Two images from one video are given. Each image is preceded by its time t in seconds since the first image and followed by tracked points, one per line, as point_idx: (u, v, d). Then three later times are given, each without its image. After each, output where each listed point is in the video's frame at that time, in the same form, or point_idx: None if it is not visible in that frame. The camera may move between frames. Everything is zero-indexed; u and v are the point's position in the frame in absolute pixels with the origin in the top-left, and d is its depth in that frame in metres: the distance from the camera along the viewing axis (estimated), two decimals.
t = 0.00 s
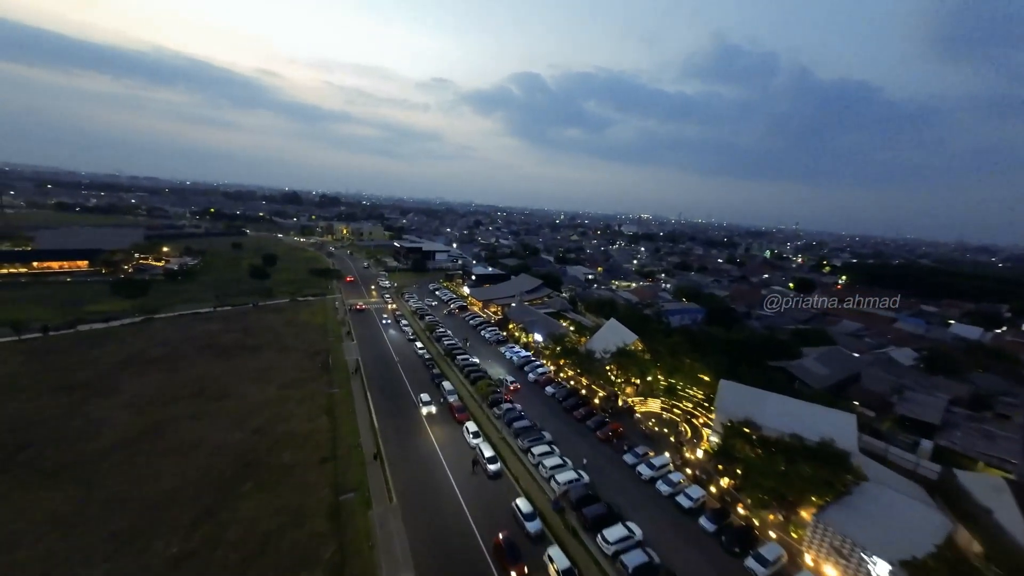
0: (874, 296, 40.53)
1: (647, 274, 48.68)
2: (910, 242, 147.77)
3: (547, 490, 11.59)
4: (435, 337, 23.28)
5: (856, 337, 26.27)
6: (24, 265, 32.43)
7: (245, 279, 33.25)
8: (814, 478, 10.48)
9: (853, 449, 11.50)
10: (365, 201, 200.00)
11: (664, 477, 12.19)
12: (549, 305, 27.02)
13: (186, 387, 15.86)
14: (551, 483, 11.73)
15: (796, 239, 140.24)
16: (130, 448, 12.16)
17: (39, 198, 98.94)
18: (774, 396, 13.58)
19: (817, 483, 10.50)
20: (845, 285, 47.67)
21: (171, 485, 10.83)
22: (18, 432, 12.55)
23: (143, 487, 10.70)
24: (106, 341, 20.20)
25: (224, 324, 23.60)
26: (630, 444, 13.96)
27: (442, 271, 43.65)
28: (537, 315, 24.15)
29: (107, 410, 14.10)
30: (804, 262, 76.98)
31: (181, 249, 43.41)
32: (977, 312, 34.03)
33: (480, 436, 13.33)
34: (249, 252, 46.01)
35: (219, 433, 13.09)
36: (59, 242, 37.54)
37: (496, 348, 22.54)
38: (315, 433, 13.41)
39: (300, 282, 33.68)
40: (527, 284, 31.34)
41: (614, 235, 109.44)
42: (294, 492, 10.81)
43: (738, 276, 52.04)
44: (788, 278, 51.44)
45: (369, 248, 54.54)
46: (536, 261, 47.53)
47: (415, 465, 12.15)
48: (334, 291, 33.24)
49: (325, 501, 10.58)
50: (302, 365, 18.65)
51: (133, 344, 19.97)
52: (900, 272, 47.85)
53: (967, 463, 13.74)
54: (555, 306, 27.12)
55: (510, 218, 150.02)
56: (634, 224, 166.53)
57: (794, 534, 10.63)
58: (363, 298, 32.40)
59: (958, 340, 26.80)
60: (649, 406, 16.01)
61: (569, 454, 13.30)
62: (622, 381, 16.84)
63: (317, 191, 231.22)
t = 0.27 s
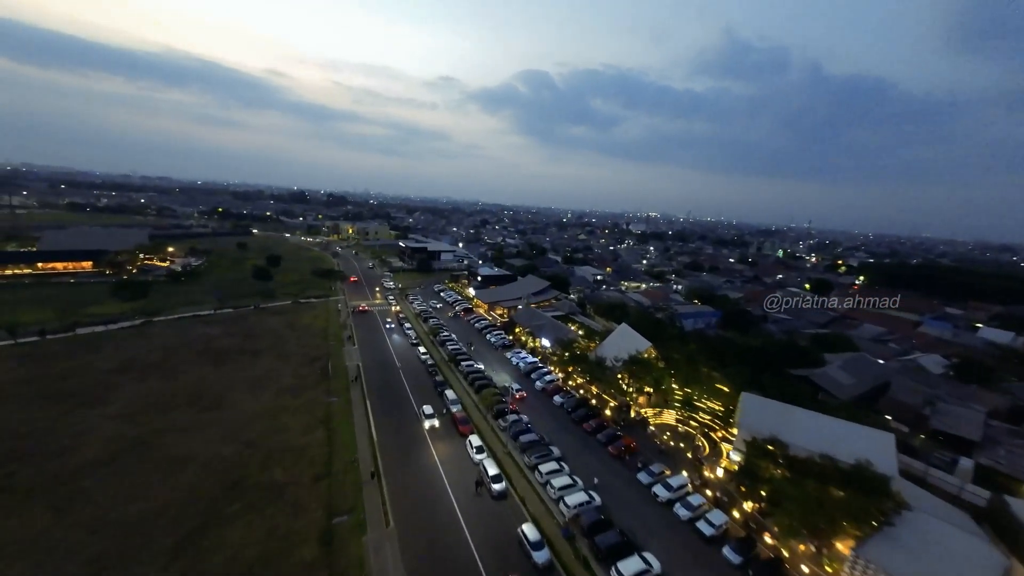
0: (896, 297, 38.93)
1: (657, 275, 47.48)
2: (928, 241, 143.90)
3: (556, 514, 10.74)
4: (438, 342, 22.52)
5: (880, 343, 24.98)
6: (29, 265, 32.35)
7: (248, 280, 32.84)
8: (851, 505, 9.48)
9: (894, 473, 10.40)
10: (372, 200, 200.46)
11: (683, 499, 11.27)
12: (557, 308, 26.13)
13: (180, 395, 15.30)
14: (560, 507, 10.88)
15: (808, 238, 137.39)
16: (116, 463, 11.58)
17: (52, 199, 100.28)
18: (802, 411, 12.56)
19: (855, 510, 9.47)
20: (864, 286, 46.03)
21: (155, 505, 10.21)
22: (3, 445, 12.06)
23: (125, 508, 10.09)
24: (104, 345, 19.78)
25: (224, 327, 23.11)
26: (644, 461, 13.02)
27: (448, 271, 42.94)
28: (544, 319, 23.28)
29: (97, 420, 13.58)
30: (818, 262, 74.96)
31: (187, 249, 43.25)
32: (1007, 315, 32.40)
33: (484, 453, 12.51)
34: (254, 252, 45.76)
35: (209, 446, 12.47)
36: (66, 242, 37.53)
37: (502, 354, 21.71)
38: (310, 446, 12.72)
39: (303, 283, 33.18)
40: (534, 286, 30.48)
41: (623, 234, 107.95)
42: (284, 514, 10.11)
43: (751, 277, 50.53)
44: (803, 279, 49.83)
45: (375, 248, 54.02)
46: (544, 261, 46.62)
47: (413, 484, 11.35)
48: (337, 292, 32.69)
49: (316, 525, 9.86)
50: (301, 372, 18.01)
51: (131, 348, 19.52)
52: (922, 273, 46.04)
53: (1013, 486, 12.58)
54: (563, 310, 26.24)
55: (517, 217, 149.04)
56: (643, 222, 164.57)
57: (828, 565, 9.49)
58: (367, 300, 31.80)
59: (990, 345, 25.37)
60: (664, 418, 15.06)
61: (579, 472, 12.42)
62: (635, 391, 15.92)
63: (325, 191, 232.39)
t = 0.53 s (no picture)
0: (918, 299, 37.40)
1: (667, 275, 46.32)
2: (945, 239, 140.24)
3: (565, 542, 9.86)
4: (442, 346, 21.75)
5: (905, 348, 23.71)
6: (33, 266, 32.23)
7: (251, 281, 32.41)
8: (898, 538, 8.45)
9: (941, 504, 9.36)
10: (379, 199, 200.88)
11: (704, 526, 10.39)
12: (565, 311, 25.24)
13: (172, 404, 14.72)
14: (570, 534, 10.00)
15: (821, 237, 134.64)
16: (99, 480, 10.96)
17: (64, 199, 101.43)
18: (834, 428, 11.59)
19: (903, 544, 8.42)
20: (883, 288, 44.43)
21: (135, 528, 9.56)
22: None
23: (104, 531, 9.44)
24: (100, 348, 19.32)
25: (223, 330, 22.59)
26: (661, 482, 12.05)
27: (453, 272, 42.23)
28: (552, 323, 22.41)
29: (85, 430, 13.00)
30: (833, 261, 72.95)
31: (192, 249, 43.04)
32: None
33: (489, 471, 11.69)
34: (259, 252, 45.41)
35: (198, 461, 11.82)
36: (71, 242, 37.45)
37: (508, 359, 20.88)
38: (304, 462, 12.01)
39: (306, 284, 32.67)
40: (541, 288, 29.61)
41: (631, 232, 106.56)
42: (271, 540, 9.38)
43: (765, 277, 49.07)
44: (819, 280, 48.24)
45: (380, 248, 53.44)
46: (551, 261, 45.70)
47: (413, 507, 10.56)
48: (341, 294, 32.10)
49: (306, 552, 9.11)
50: (299, 378, 17.36)
51: (127, 351, 19.03)
52: (945, 273, 44.31)
53: None
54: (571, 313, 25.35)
55: (523, 216, 148.13)
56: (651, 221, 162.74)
57: None
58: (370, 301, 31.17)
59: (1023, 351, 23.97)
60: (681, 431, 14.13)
61: (590, 493, 11.53)
62: (649, 402, 15.00)
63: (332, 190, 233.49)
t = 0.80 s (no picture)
0: (948, 300, 35.52)
1: (680, 276, 44.92)
2: (968, 237, 135.96)
3: None
4: (447, 353, 20.85)
5: (941, 356, 22.20)
6: (40, 267, 32.13)
7: (255, 282, 31.91)
8: None
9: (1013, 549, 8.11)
10: (387, 198, 201.35)
11: (735, 564, 9.29)
12: (575, 315, 24.21)
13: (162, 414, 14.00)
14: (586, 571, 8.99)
15: (838, 235, 131.20)
16: (77, 500, 10.23)
17: (78, 199, 102.87)
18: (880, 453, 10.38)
19: None
20: (908, 289, 42.47)
21: (109, 559, 8.75)
22: None
23: (75, 561, 8.65)
24: (96, 353, 18.79)
25: (223, 334, 21.99)
26: (685, 510, 10.94)
27: (460, 273, 41.39)
28: (562, 328, 21.40)
29: (69, 443, 12.34)
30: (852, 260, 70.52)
31: (198, 250, 42.79)
32: None
33: (495, 496, 10.74)
34: (265, 253, 45.05)
35: (184, 480, 11.04)
36: (79, 243, 37.38)
37: (516, 367, 19.93)
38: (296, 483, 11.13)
39: (310, 286, 32.07)
40: (550, 290, 28.60)
41: (641, 231, 104.81)
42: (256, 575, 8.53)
43: (782, 278, 47.33)
44: (840, 280, 46.35)
45: (386, 248, 52.82)
46: (560, 261, 44.54)
47: (411, 537, 9.63)
48: (345, 295, 31.43)
49: None
50: (297, 386, 16.57)
51: (123, 356, 18.47)
52: (975, 273, 42.16)
53: None
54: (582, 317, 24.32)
55: (532, 215, 147.01)
56: (661, 219, 160.63)
57: None
58: (375, 303, 30.44)
59: None
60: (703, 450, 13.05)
61: (606, 523, 10.49)
62: (668, 417, 13.94)
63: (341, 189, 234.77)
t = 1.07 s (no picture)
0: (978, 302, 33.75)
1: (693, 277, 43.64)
2: (990, 234, 131.69)
3: None
4: (452, 359, 20.07)
5: (976, 364, 20.82)
6: (47, 270, 32.10)
7: (259, 284, 31.49)
8: None
9: None
10: (395, 197, 201.62)
11: None
12: (585, 319, 23.26)
13: (154, 426, 13.44)
14: None
15: (853, 233, 127.95)
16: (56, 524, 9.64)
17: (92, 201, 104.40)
18: (930, 483, 9.37)
19: None
20: (933, 290, 40.66)
21: None
22: None
23: None
24: (93, 359, 18.40)
25: (223, 339, 21.50)
26: (710, 541, 9.98)
27: (467, 274, 40.63)
28: (572, 333, 20.51)
29: (55, 459, 11.81)
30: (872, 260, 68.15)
31: (204, 251, 42.63)
32: None
33: (500, 521, 9.94)
34: (271, 253, 44.77)
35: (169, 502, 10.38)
36: (86, 245, 37.37)
37: (523, 374, 19.07)
38: (287, 506, 10.41)
39: (314, 288, 31.56)
40: (559, 292, 27.69)
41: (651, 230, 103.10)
42: None
43: (800, 278, 45.65)
44: (861, 281, 44.49)
45: (393, 249, 52.25)
46: (569, 262, 43.51)
47: (408, 570, 8.84)
48: (349, 298, 30.85)
49: None
50: (295, 396, 15.92)
51: (120, 363, 18.03)
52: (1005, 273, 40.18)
53: None
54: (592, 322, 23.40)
55: (539, 214, 145.80)
56: (670, 218, 158.32)
57: None
58: (379, 306, 29.81)
59: None
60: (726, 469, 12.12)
61: (623, 555, 9.58)
62: (687, 431, 13.00)
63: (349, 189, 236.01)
